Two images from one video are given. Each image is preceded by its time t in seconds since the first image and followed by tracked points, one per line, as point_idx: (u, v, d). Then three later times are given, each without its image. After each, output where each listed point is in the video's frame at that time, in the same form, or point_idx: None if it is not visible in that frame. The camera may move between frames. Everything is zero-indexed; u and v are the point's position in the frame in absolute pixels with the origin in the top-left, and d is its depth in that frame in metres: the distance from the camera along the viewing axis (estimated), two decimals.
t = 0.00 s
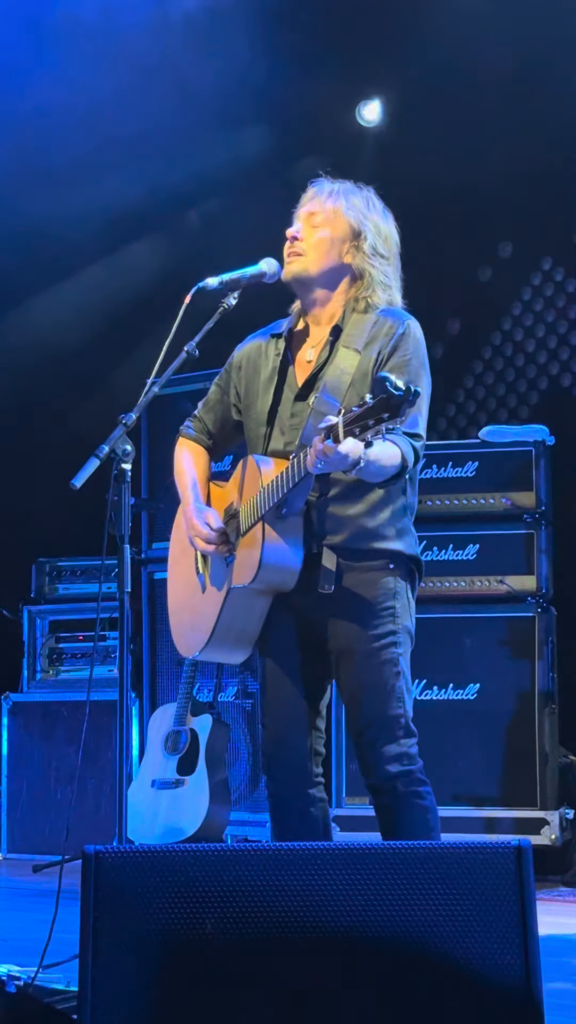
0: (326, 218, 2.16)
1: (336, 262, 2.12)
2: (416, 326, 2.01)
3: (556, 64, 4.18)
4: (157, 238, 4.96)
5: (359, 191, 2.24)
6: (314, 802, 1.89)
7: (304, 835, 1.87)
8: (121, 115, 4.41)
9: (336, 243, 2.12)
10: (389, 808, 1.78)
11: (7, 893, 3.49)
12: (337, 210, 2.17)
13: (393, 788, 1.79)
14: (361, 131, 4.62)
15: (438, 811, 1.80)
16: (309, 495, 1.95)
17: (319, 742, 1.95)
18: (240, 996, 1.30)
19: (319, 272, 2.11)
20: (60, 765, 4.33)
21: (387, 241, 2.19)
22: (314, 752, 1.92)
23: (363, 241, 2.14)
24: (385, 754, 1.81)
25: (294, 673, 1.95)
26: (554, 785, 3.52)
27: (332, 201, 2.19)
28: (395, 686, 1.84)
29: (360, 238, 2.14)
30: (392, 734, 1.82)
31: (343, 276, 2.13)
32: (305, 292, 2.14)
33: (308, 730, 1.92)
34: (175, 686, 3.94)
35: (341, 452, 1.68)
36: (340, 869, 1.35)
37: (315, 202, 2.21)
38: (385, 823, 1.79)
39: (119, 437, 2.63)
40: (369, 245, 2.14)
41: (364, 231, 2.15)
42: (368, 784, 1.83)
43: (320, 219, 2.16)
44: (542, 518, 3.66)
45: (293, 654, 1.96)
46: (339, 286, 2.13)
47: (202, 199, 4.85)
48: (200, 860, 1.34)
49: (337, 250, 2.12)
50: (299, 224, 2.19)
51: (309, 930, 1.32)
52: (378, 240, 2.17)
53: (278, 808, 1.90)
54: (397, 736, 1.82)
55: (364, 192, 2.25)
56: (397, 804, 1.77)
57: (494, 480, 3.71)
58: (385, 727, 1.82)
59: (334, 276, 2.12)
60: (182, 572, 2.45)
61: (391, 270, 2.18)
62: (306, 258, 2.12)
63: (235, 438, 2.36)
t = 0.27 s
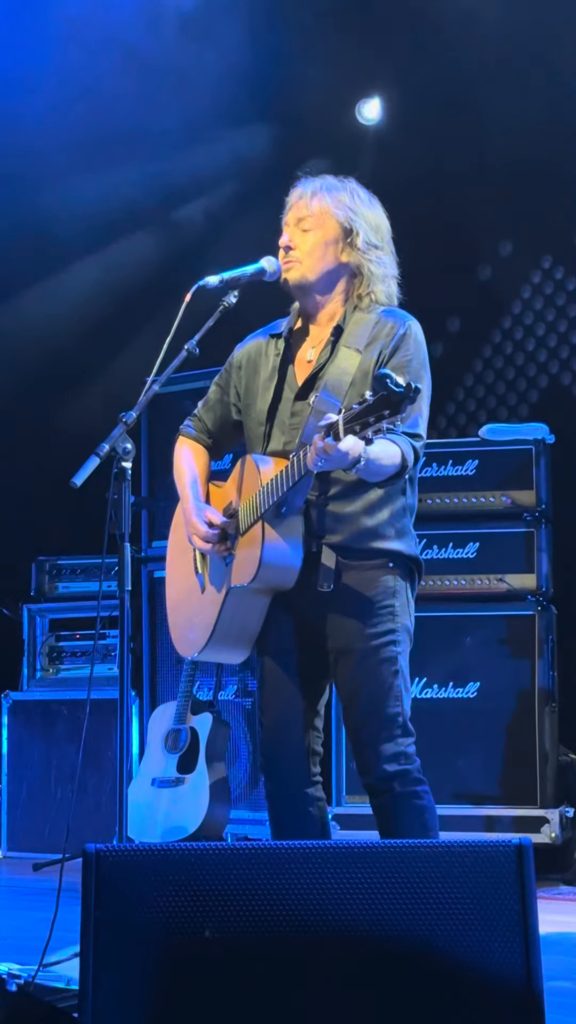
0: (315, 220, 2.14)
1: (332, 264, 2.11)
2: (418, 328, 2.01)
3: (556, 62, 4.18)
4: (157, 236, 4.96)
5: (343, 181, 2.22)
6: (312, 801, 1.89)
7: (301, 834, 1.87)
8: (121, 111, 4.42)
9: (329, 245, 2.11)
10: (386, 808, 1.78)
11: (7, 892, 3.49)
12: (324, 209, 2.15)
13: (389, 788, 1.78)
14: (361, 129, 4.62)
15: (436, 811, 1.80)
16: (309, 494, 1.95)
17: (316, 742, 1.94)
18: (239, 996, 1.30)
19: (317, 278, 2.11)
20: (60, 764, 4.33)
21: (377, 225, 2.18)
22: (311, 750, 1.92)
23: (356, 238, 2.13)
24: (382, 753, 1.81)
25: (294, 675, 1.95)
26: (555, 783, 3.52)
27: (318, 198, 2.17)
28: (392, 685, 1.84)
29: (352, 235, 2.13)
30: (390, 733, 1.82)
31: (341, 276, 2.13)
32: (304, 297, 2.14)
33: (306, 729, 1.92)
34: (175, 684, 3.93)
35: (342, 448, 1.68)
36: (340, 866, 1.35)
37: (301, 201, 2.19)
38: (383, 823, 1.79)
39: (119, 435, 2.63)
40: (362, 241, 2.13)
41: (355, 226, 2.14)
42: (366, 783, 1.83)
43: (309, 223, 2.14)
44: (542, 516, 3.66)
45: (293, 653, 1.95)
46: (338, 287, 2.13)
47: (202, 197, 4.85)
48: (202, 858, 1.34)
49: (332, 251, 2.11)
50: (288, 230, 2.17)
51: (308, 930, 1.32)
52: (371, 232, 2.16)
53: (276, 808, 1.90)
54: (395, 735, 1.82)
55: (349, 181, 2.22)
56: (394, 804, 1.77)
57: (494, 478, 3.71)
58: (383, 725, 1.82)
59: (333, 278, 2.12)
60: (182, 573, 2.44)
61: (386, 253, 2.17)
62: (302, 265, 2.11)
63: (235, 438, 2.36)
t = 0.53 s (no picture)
0: (313, 215, 2.14)
1: (330, 259, 2.11)
2: (416, 322, 2.00)
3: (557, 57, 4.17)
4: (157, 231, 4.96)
5: (342, 177, 2.22)
6: (314, 797, 1.89)
7: (304, 829, 1.87)
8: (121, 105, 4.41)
9: (327, 240, 2.12)
10: (389, 802, 1.78)
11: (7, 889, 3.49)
12: (323, 204, 2.15)
13: (393, 783, 1.78)
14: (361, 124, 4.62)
15: (439, 806, 1.80)
16: (308, 490, 1.94)
17: (319, 738, 1.94)
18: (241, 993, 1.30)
19: (314, 272, 2.10)
20: (60, 760, 4.33)
21: (376, 222, 2.18)
22: (314, 747, 1.92)
23: (353, 234, 2.13)
24: (386, 748, 1.81)
25: (296, 673, 1.94)
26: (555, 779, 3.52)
27: (317, 193, 2.17)
28: (396, 680, 1.84)
29: (350, 230, 2.13)
30: (393, 728, 1.82)
31: (338, 272, 2.12)
32: (301, 291, 2.14)
33: (309, 726, 1.92)
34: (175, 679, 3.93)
35: (339, 445, 1.68)
36: (341, 862, 1.35)
37: (300, 196, 2.19)
38: (385, 818, 1.79)
39: (119, 431, 2.63)
40: (360, 237, 2.12)
41: (353, 222, 2.14)
42: (369, 779, 1.83)
43: (307, 217, 2.14)
44: (542, 513, 3.67)
45: (295, 650, 1.95)
46: (334, 283, 2.12)
47: (202, 193, 4.85)
48: (203, 854, 1.33)
49: (330, 247, 2.11)
50: (287, 225, 2.17)
51: (309, 926, 1.32)
52: (369, 228, 2.16)
53: (278, 803, 1.90)
54: (398, 730, 1.82)
55: (348, 177, 2.23)
56: (398, 801, 1.77)
57: (494, 474, 3.71)
58: (386, 721, 1.82)
59: (329, 274, 2.12)
60: (183, 571, 2.44)
61: (384, 251, 2.17)
62: (300, 259, 2.11)
63: (234, 436, 2.36)
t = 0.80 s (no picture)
0: (316, 211, 2.12)
1: (331, 256, 2.11)
2: (415, 314, 2.00)
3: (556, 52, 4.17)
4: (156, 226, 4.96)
5: (341, 171, 2.21)
6: (314, 791, 1.88)
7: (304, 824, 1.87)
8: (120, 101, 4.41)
9: (329, 236, 2.11)
10: (389, 797, 1.78)
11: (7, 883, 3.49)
12: (325, 199, 2.13)
13: (393, 777, 1.78)
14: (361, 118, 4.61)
15: (439, 801, 1.80)
16: (308, 481, 1.95)
17: (319, 732, 1.94)
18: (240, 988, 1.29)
19: (316, 268, 2.10)
20: (60, 754, 4.34)
21: (374, 215, 2.17)
22: (315, 741, 1.92)
23: (355, 231, 2.12)
24: (386, 743, 1.80)
25: (296, 666, 1.94)
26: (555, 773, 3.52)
27: (319, 187, 2.15)
28: (397, 675, 1.84)
29: (351, 227, 2.13)
30: (394, 722, 1.82)
31: (339, 268, 2.12)
32: (302, 286, 2.12)
33: (309, 721, 1.92)
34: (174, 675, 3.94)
35: (338, 431, 1.67)
36: (340, 858, 1.35)
37: (301, 189, 2.17)
38: (385, 812, 1.78)
39: (119, 425, 2.62)
40: (362, 235, 2.12)
41: (355, 219, 2.13)
42: (369, 774, 1.83)
43: (309, 213, 2.12)
44: (542, 507, 3.66)
45: (296, 644, 1.95)
46: (336, 279, 2.12)
47: (201, 187, 4.85)
48: (202, 850, 1.34)
49: (331, 243, 2.11)
50: (288, 219, 2.16)
51: (308, 921, 1.32)
52: (370, 224, 2.15)
53: (278, 797, 1.89)
54: (398, 724, 1.82)
55: (346, 171, 2.21)
56: (398, 794, 1.77)
57: (493, 468, 3.71)
58: (387, 715, 1.82)
59: (330, 269, 2.11)
60: (184, 566, 2.45)
61: (381, 245, 2.17)
62: (302, 254, 2.10)
63: (235, 432, 2.35)
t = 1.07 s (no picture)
0: (316, 201, 2.12)
1: (330, 248, 2.10)
2: (414, 306, 2.00)
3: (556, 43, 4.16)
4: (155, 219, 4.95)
5: (339, 166, 2.21)
6: (312, 784, 1.88)
7: (301, 817, 1.87)
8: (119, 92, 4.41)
9: (328, 229, 2.11)
10: (387, 790, 1.78)
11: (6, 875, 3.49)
12: (324, 192, 2.13)
13: (391, 770, 1.78)
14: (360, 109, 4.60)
15: (437, 794, 1.80)
16: (309, 474, 1.94)
17: (318, 725, 1.94)
18: (238, 981, 1.29)
19: (316, 259, 2.09)
20: (59, 748, 4.33)
21: (372, 210, 2.17)
22: (313, 735, 1.92)
23: (355, 224, 2.12)
24: (385, 736, 1.80)
25: (295, 659, 1.94)
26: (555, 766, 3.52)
27: (318, 181, 2.15)
28: (396, 667, 1.84)
29: (351, 221, 2.12)
30: (393, 715, 1.82)
31: (338, 260, 2.12)
32: (303, 281, 2.11)
33: (308, 714, 1.91)
34: (174, 668, 3.94)
35: (338, 425, 1.67)
36: (340, 850, 1.34)
37: (300, 182, 2.17)
38: (383, 805, 1.78)
39: (117, 418, 2.62)
40: (361, 228, 2.12)
41: (354, 213, 2.13)
42: (367, 767, 1.83)
43: (309, 203, 2.12)
44: (541, 500, 3.66)
45: (296, 637, 1.95)
46: (335, 271, 2.11)
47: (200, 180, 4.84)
48: (201, 841, 1.33)
49: (330, 236, 2.11)
50: (288, 211, 2.15)
51: (306, 913, 1.32)
52: (368, 218, 2.15)
53: (276, 790, 1.89)
54: (397, 717, 1.82)
55: (344, 166, 2.22)
56: (397, 787, 1.77)
57: (493, 461, 3.71)
58: (386, 707, 1.82)
59: (330, 261, 2.11)
60: (184, 561, 2.44)
61: (380, 240, 2.17)
62: (302, 246, 2.10)
63: (234, 428, 2.35)
